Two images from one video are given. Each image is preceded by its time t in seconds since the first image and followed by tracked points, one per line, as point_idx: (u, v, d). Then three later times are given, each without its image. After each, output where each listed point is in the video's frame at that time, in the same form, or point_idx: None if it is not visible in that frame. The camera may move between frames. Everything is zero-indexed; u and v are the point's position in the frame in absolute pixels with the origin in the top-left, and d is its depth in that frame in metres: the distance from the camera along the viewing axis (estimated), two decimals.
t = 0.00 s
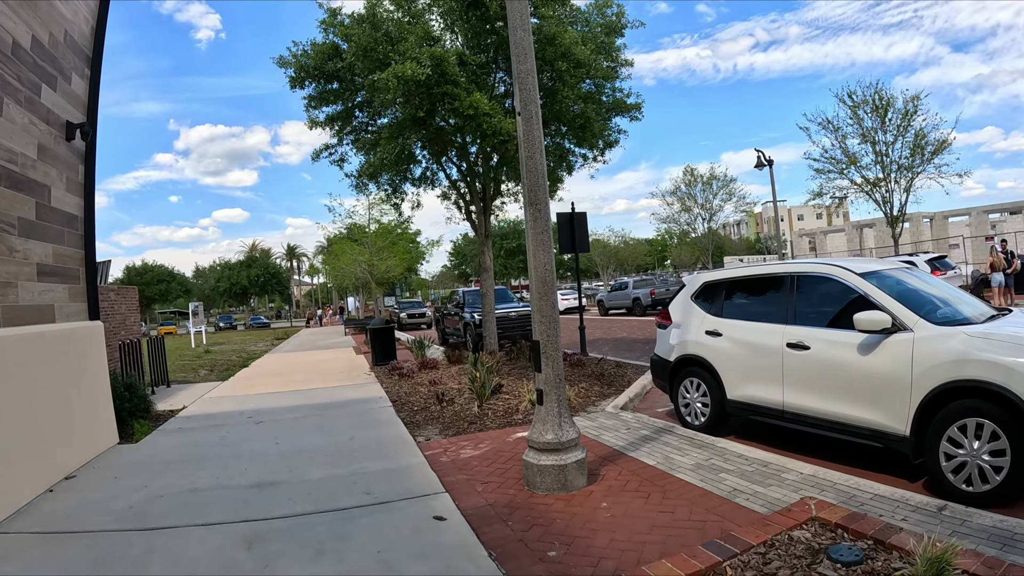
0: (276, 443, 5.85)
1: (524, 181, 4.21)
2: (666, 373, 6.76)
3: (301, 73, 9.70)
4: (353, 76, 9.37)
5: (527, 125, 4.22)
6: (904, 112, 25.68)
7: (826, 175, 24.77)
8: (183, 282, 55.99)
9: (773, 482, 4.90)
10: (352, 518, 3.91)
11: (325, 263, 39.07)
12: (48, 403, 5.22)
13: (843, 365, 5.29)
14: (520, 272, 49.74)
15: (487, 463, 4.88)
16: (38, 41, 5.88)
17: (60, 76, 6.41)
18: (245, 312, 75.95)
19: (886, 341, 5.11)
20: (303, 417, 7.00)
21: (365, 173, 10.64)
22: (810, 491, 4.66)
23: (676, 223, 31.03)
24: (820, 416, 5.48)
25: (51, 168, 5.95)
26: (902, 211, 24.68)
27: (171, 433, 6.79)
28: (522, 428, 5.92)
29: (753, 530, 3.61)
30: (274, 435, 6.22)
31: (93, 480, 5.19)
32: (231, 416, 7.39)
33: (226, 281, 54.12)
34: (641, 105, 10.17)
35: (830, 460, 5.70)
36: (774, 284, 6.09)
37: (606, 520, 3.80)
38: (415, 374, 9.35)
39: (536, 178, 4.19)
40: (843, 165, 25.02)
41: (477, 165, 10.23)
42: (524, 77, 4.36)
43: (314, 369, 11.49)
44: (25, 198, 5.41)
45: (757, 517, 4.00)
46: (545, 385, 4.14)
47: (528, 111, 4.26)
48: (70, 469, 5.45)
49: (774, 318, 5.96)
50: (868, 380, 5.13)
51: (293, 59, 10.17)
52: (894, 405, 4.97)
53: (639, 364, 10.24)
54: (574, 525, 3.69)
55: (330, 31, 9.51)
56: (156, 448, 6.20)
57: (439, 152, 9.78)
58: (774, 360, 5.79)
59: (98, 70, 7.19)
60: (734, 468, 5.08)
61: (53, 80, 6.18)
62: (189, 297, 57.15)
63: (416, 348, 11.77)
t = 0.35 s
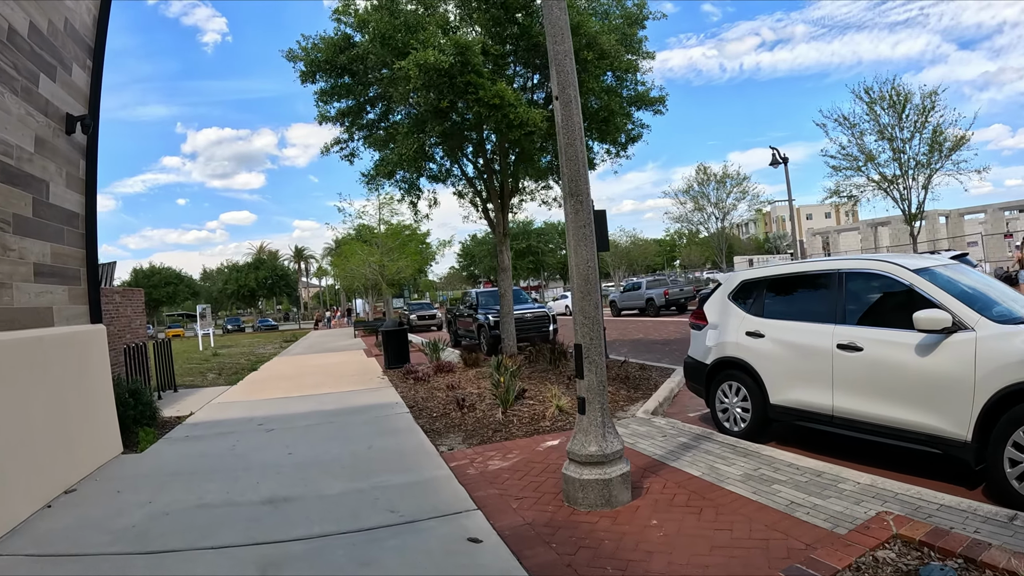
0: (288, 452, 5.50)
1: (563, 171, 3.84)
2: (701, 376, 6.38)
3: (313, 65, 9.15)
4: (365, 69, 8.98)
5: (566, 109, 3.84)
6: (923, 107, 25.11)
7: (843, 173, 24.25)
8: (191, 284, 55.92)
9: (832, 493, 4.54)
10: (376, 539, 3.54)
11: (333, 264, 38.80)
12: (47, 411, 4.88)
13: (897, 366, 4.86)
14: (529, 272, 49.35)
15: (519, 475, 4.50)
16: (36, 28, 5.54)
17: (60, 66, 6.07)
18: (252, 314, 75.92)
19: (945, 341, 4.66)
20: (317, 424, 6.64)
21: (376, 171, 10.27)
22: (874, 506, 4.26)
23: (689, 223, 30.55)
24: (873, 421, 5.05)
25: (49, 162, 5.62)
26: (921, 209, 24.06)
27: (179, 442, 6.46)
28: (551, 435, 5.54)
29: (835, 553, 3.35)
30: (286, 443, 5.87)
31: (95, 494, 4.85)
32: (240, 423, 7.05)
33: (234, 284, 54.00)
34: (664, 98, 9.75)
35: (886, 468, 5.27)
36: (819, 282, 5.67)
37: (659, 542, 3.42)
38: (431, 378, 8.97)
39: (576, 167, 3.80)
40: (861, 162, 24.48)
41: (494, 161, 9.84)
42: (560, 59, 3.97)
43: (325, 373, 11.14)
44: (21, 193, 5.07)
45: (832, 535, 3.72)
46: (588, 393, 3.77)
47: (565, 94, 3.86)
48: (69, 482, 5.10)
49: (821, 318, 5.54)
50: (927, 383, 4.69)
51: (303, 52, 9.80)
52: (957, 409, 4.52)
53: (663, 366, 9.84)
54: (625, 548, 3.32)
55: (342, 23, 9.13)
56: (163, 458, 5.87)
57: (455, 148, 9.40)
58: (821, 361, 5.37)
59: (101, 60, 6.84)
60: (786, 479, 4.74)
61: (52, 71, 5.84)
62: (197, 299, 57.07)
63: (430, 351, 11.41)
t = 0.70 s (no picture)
0: (294, 459, 5.16)
1: (598, 154, 3.49)
2: (731, 378, 6.03)
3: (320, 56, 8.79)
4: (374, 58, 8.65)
5: (601, 85, 3.49)
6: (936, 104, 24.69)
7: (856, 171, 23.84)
8: (194, 284, 55.71)
9: (886, 504, 4.17)
10: (394, 559, 3.19)
11: (337, 264, 38.53)
12: (36, 417, 4.54)
13: (950, 365, 4.48)
14: (534, 273, 49.01)
15: (546, 484, 4.16)
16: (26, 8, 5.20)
17: (55, 49, 5.73)
18: (256, 315, 75.77)
19: (1001, 338, 4.28)
20: (324, 427, 6.31)
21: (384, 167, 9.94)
22: (935, 518, 3.91)
23: (697, 222, 30.18)
24: (922, 424, 4.68)
25: (41, 151, 5.28)
26: (935, 208, 23.62)
27: (179, 447, 6.14)
28: (574, 441, 5.19)
29: (913, 572, 3.00)
30: (293, 448, 5.53)
31: (89, 504, 4.52)
32: (244, 427, 6.71)
33: (237, 284, 53.79)
34: (683, 89, 9.38)
35: (937, 474, 4.89)
36: (860, 277, 5.30)
37: (711, 561, 3.07)
38: (441, 380, 8.63)
39: (613, 149, 3.46)
40: (873, 161, 24.08)
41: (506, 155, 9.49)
42: (592, 33, 3.63)
43: (331, 374, 10.81)
44: (10, 182, 4.74)
45: (903, 553, 3.37)
46: (627, 396, 3.43)
47: (600, 71, 3.52)
48: (60, 493, 4.75)
49: (863, 315, 5.17)
50: (983, 383, 4.31)
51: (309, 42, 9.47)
52: (1019, 413, 4.13)
53: (681, 367, 9.49)
54: (674, 568, 2.97)
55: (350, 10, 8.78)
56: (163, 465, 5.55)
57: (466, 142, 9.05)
58: (864, 361, 5.01)
59: (98, 46, 6.49)
60: (833, 487, 4.46)
61: (45, 55, 5.51)
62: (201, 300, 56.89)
63: (438, 352, 11.07)
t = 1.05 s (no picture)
0: (297, 471, 4.76)
1: (642, 136, 3.10)
2: (766, 383, 5.63)
3: (325, 44, 8.37)
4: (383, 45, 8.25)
5: (645, 59, 3.10)
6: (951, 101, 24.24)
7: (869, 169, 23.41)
8: (196, 284, 55.37)
9: (952, 522, 3.77)
10: None
11: (340, 264, 38.15)
12: (18, 426, 4.16)
13: (1015, 369, 4.06)
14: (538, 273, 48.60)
15: (576, 502, 3.76)
16: None
17: (42, 30, 5.33)
18: (257, 315, 75.43)
19: None
20: (329, 434, 5.92)
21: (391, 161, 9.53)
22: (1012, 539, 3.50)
23: (705, 221, 29.76)
24: (982, 433, 4.26)
25: (25, 138, 4.90)
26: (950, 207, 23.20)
27: (174, 457, 5.75)
28: (600, 452, 4.79)
29: None
30: (295, 458, 5.14)
31: (75, 522, 4.13)
32: (244, 433, 6.33)
33: (239, 283, 53.46)
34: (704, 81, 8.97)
35: (997, 486, 4.47)
36: (910, 276, 4.89)
37: None
38: (451, 384, 8.24)
39: (660, 129, 3.08)
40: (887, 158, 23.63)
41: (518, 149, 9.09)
42: None
43: (334, 376, 10.42)
44: None
45: None
46: (675, 408, 3.05)
47: (643, 42, 3.13)
48: (43, 509, 4.36)
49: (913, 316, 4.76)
50: None
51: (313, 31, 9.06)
52: None
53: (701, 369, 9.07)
54: None
55: None
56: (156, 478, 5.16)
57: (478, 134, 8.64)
58: (915, 365, 4.59)
59: (91, 29, 6.11)
60: (889, 504, 4.05)
61: (31, 35, 5.11)
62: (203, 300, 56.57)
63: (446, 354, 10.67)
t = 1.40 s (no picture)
0: (300, 481, 4.41)
1: (691, 111, 2.78)
2: (801, 385, 5.28)
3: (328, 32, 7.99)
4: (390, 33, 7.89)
5: (693, 26, 2.77)
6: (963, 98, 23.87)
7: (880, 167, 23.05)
8: (198, 284, 55.08)
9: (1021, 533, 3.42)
10: None
11: (342, 264, 37.81)
12: None
13: None
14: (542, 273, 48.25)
15: (610, 516, 3.41)
16: None
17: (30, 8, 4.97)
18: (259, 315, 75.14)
19: None
20: (335, 439, 5.58)
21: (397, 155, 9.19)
22: None
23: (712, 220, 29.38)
24: None
25: (9, 122, 4.55)
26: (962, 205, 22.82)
27: (171, 465, 5.41)
28: (627, 460, 4.43)
29: None
30: (300, 466, 4.81)
31: (58, 538, 3.78)
32: (243, 438, 5.98)
33: (240, 284, 53.14)
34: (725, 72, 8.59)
35: None
36: (957, 268, 4.53)
37: None
38: (460, 386, 7.89)
39: (712, 104, 2.75)
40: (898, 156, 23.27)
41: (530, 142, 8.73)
42: None
43: (338, 378, 10.08)
44: None
45: None
46: (730, 415, 2.75)
47: (691, 6, 2.78)
48: (25, 523, 4.02)
49: (963, 310, 4.41)
50: None
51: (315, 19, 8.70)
52: None
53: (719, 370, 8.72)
54: None
55: None
56: (151, 487, 4.82)
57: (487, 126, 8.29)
58: (967, 365, 4.23)
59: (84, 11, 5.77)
60: (948, 515, 3.70)
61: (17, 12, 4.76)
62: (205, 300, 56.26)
63: (453, 355, 10.34)
